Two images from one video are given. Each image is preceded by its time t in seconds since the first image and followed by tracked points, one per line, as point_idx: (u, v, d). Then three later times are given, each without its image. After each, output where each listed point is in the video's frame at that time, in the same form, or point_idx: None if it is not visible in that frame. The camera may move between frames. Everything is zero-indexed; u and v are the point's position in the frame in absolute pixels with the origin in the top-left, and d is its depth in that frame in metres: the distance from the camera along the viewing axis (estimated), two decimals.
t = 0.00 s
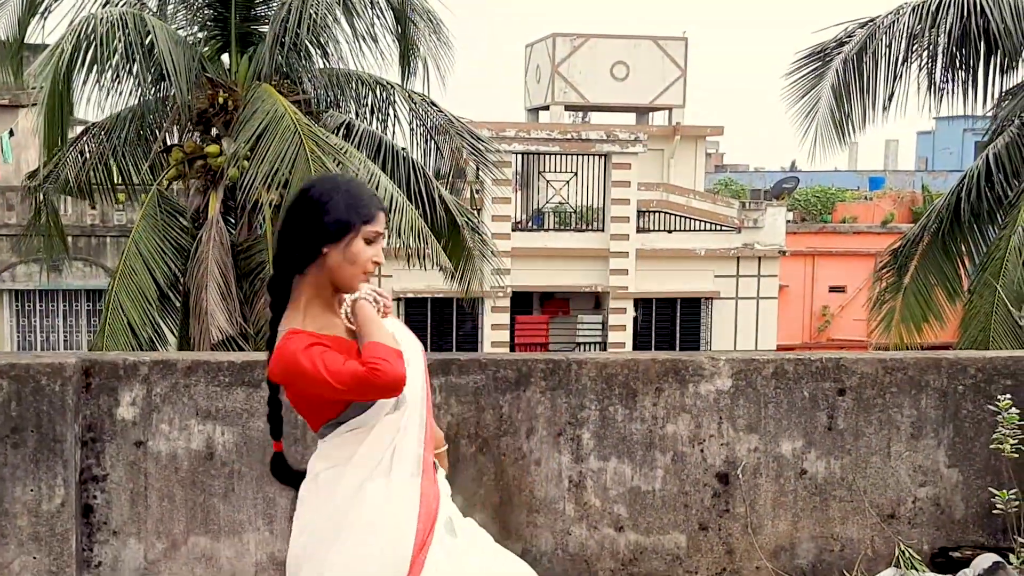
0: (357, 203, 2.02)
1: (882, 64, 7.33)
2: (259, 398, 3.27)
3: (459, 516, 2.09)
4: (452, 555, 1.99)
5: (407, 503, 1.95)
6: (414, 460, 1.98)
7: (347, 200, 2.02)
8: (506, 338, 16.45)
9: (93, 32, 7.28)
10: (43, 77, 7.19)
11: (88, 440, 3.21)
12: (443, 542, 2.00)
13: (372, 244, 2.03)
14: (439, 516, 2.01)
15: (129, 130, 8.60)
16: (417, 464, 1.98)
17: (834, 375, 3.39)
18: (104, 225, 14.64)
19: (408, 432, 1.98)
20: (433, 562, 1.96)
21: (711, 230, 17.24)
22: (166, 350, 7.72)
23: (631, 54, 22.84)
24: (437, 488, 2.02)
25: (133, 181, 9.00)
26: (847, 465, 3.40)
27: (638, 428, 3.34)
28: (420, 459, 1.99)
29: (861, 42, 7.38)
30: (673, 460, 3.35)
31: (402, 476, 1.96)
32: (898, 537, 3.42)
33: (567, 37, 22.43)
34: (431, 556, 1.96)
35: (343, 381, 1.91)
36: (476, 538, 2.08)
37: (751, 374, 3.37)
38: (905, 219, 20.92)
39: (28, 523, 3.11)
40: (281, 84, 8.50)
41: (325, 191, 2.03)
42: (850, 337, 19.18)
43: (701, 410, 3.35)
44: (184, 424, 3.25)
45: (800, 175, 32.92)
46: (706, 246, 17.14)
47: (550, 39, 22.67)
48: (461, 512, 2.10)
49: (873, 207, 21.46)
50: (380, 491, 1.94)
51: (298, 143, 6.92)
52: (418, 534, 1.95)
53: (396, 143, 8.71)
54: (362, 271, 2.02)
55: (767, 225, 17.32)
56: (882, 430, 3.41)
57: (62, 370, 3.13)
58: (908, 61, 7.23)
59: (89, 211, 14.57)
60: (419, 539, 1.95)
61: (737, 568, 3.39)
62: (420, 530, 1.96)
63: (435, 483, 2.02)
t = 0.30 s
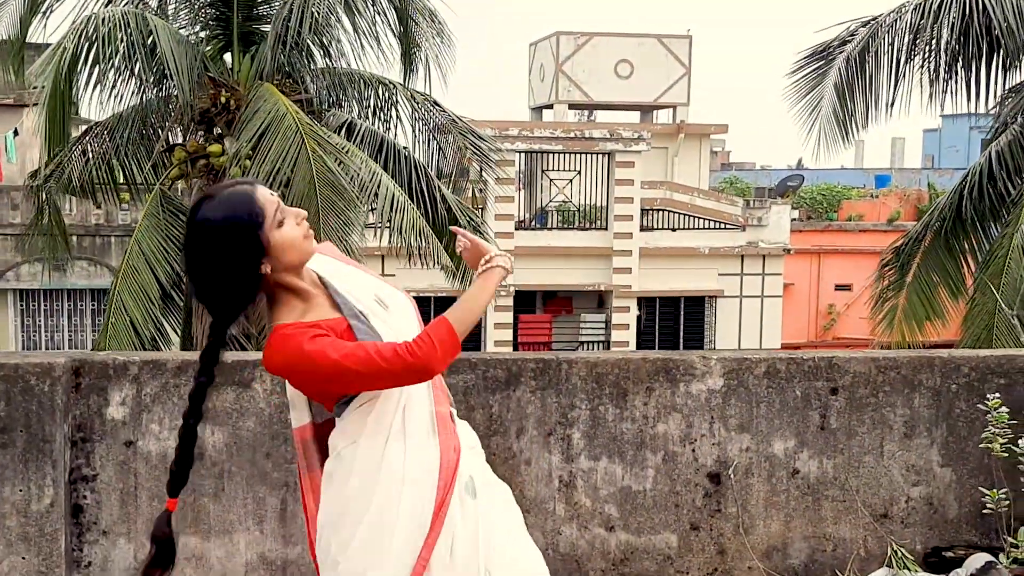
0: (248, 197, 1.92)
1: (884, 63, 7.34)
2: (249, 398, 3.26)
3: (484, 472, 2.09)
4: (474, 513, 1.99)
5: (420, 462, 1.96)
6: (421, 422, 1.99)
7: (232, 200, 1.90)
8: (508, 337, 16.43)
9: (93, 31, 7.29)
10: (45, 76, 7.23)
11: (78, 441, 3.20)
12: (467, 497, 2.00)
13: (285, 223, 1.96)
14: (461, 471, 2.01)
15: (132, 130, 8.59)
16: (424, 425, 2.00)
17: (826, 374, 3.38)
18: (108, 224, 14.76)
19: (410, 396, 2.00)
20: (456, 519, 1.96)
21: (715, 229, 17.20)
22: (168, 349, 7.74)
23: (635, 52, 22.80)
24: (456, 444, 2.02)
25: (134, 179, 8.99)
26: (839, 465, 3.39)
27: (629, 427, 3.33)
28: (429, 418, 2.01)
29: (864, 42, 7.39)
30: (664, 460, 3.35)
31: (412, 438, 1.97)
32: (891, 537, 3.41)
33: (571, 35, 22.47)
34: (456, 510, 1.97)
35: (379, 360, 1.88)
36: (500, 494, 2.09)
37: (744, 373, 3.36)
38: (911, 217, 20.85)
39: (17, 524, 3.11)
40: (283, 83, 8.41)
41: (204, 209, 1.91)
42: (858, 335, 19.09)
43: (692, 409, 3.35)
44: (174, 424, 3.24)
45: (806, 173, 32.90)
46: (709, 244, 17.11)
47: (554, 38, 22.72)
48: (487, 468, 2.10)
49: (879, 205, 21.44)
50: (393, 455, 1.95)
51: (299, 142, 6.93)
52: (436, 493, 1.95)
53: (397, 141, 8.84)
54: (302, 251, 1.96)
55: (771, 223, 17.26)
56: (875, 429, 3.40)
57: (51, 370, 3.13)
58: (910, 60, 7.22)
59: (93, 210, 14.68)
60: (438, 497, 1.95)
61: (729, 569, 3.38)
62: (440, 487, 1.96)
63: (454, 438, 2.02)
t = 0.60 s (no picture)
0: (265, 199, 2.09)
1: (887, 63, 7.30)
2: (229, 401, 3.26)
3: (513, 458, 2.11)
4: (478, 504, 2.05)
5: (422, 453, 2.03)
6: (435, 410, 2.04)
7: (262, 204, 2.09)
8: (512, 337, 16.29)
9: (97, 33, 7.32)
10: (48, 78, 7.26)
11: (59, 444, 3.20)
12: (473, 493, 2.05)
13: (296, 225, 2.06)
14: (470, 465, 2.05)
15: (136, 131, 8.62)
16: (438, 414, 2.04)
17: (810, 377, 3.36)
18: (115, 226, 14.81)
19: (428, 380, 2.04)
20: (452, 509, 2.03)
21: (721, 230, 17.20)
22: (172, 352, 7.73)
23: (641, 52, 22.79)
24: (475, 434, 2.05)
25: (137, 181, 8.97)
26: (823, 468, 3.37)
27: (611, 430, 3.32)
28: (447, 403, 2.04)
29: (866, 42, 7.35)
30: (647, 463, 3.33)
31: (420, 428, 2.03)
32: (875, 540, 3.39)
33: (578, 36, 22.47)
34: (449, 508, 2.03)
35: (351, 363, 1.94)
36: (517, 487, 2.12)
37: (726, 376, 3.34)
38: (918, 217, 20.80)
39: None
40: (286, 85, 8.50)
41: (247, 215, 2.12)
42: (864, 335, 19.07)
43: (674, 412, 3.33)
44: (154, 427, 3.24)
45: (812, 173, 32.81)
46: (716, 245, 17.16)
47: (561, 39, 22.74)
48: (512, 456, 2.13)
49: (887, 205, 21.38)
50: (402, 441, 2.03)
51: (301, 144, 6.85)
52: (436, 479, 2.02)
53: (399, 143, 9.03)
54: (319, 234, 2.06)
55: (778, 224, 17.40)
56: (859, 432, 3.38)
57: (30, 373, 3.13)
58: (913, 59, 7.18)
59: (100, 212, 14.74)
60: (438, 483, 2.02)
61: (711, 573, 3.37)
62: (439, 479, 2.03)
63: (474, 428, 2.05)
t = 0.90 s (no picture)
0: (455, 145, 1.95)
1: (903, 61, 7.26)
2: (223, 401, 3.26)
3: (491, 506, 1.80)
4: (433, 543, 1.81)
5: (395, 469, 1.87)
6: (415, 434, 1.85)
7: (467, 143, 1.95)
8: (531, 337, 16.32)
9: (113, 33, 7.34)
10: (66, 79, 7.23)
11: (53, 443, 3.21)
12: (430, 532, 1.81)
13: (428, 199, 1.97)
14: (433, 500, 1.81)
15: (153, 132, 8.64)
16: (416, 438, 1.84)
17: (805, 377, 3.33)
18: (136, 226, 14.96)
19: (413, 402, 1.85)
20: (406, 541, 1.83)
21: (742, 228, 17.15)
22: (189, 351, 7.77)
23: (662, 51, 22.74)
24: (440, 469, 1.81)
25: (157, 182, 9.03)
26: (820, 469, 3.34)
27: (606, 431, 3.30)
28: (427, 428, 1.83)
29: (883, 39, 7.31)
30: (642, 464, 3.31)
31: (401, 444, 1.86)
32: (872, 542, 3.36)
33: (598, 35, 22.48)
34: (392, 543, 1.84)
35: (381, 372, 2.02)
36: (484, 544, 1.80)
37: (721, 376, 3.32)
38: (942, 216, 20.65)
39: None
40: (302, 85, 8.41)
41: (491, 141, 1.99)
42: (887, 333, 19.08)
43: (670, 412, 3.31)
44: (148, 427, 3.24)
45: (834, 172, 32.66)
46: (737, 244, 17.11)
47: (581, 38, 22.73)
48: (490, 508, 1.81)
49: (910, 206, 21.24)
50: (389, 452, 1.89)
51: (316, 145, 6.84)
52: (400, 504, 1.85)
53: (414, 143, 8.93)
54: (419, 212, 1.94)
55: (798, 223, 17.26)
56: (855, 433, 3.35)
57: (24, 373, 3.13)
58: (931, 57, 7.10)
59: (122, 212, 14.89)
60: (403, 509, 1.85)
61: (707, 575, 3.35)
62: (403, 506, 1.84)
63: (442, 465, 1.81)
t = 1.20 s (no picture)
0: (530, 177, 1.93)
1: (921, 55, 7.21)
2: (222, 396, 3.26)
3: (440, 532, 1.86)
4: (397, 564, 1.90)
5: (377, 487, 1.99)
6: (393, 457, 1.97)
7: (543, 179, 1.93)
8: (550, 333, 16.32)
9: (130, 29, 7.31)
10: (83, 76, 7.22)
11: (53, 438, 3.21)
12: (396, 552, 1.91)
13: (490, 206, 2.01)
14: (397, 518, 1.92)
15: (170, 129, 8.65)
16: (394, 462, 1.97)
17: (807, 372, 3.31)
18: (156, 223, 15.04)
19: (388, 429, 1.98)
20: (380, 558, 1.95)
21: (762, 225, 17.09)
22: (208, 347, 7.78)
23: (682, 46, 22.68)
24: (400, 491, 1.91)
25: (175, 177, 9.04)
26: (822, 466, 3.32)
27: (606, 427, 3.28)
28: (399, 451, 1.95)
29: (901, 34, 7.26)
30: (642, 460, 3.30)
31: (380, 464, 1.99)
32: (875, 540, 3.34)
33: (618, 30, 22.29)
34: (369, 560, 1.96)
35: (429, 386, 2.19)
36: (427, 562, 1.86)
37: (722, 372, 3.30)
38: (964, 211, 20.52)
39: None
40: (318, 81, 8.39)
41: (571, 183, 1.94)
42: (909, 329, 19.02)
43: (670, 409, 3.29)
44: (148, 422, 3.24)
45: (856, 166, 32.47)
46: (756, 240, 17.05)
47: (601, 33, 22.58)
48: (438, 524, 1.87)
49: (934, 200, 21.15)
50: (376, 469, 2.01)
51: (331, 143, 6.83)
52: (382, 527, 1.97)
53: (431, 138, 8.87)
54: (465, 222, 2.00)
55: (819, 219, 17.21)
56: (858, 429, 3.32)
57: (24, 368, 3.14)
58: (951, 49, 7.05)
59: (142, 209, 14.99)
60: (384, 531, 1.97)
61: (708, 571, 3.33)
62: (383, 521, 1.97)
63: (402, 487, 1.91)
